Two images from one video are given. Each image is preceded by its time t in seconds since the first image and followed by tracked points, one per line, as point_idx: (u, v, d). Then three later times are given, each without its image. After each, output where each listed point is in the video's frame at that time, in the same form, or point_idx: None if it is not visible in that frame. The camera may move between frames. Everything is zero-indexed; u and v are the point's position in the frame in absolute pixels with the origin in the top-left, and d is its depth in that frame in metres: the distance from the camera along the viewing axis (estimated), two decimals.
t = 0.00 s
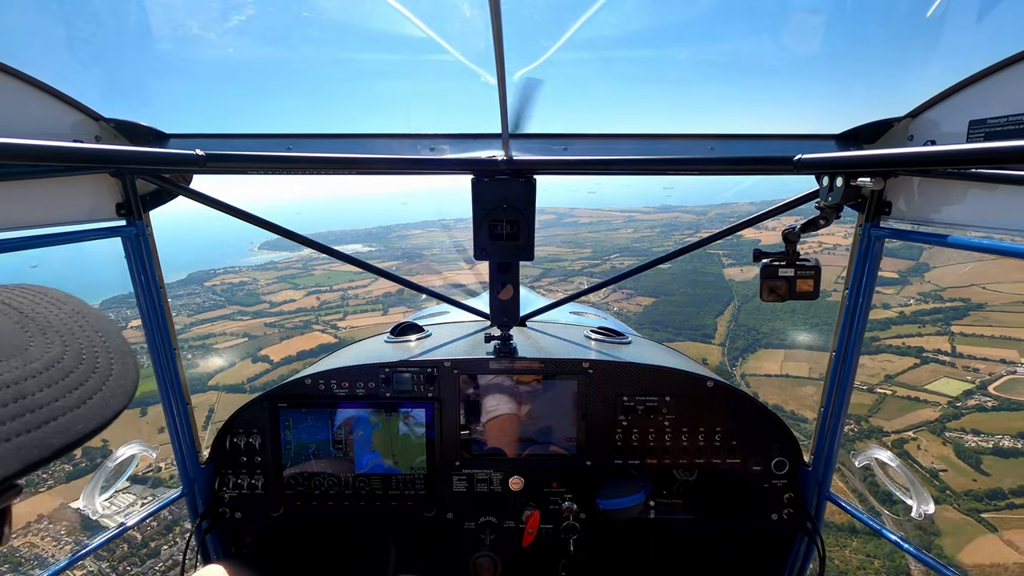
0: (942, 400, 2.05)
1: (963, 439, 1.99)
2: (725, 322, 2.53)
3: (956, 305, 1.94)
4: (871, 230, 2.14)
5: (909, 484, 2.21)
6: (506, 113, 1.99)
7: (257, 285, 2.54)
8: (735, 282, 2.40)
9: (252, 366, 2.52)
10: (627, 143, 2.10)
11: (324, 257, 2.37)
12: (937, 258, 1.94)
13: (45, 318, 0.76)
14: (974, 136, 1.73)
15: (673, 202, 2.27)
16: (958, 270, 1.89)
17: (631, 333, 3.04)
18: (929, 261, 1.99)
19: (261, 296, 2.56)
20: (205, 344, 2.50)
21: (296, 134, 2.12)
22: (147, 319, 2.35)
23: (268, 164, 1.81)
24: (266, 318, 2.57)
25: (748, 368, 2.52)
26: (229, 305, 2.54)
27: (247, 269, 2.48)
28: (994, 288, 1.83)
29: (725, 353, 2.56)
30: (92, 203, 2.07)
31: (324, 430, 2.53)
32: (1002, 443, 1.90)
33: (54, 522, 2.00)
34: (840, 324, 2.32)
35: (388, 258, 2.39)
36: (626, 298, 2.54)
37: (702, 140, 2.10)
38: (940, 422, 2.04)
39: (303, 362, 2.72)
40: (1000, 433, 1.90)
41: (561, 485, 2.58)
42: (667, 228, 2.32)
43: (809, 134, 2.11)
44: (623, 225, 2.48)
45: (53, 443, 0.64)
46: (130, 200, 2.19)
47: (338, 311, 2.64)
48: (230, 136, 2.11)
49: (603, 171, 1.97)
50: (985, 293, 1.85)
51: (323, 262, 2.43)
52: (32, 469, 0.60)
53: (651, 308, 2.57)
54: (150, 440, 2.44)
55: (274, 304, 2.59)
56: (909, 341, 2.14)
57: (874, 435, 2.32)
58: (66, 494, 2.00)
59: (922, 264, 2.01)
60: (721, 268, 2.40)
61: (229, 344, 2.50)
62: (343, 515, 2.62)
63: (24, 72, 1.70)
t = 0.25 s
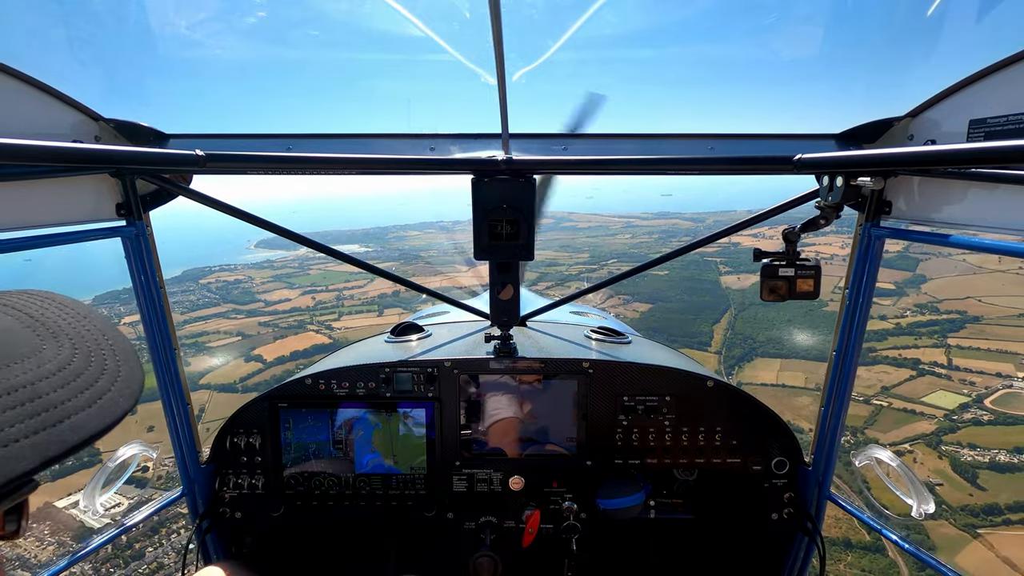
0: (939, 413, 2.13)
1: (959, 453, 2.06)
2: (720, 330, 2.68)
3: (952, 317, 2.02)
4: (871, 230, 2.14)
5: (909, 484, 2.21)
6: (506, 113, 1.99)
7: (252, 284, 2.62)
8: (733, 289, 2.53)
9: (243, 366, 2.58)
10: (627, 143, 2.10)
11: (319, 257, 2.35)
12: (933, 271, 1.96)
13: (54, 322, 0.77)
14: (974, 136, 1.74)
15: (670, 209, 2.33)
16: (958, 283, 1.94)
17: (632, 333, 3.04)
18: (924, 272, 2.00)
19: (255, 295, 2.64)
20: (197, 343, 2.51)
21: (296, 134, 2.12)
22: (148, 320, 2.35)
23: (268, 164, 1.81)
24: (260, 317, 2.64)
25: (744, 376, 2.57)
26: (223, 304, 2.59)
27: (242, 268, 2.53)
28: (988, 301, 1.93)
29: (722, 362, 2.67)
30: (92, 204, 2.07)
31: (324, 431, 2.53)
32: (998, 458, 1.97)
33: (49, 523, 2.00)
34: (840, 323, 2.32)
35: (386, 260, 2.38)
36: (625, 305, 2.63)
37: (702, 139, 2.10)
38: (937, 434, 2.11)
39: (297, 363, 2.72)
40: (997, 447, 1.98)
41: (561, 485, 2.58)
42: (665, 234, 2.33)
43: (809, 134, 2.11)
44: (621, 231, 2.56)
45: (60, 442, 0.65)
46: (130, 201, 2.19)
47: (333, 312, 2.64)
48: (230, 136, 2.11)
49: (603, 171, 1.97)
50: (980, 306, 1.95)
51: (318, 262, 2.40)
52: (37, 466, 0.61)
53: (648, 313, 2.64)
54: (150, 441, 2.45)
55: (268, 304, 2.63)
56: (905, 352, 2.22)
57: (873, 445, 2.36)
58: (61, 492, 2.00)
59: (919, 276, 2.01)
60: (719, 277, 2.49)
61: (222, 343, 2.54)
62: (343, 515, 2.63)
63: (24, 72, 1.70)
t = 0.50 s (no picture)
0: (932, 428, 2.11)
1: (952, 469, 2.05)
2: (717, 339, 2.62)
3: (946, 332, 2.02)
4: (871, 230, 2.14)
5: (909, 484, 2.20)
6: (506, 113, 1.99)
7: (246, 279, 2.52)
8: (730, 298, 2.43)
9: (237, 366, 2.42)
10: (627, 143, 2.10)
11: (314, 253, 2.35)
12: (928, 284, 2.00)
13: (134, 322, 0.74)
14: (974, 136, 1.73)
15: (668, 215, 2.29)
16: (950, 297, 1.97)
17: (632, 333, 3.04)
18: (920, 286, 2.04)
19: (249, 291, 2.55)
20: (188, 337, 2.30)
21: (296, 134, 2.12)
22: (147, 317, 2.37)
23: (268, 164, 1.81)
24: (253, 313, 2.54)
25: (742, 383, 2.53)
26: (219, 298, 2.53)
27: (237, 264, 2.47)
28: (984, 316, 1.93)
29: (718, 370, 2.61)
30: (92, 203, 2.07)
31: (324, 431, 2.53)
32: (993, 476, 1.94)
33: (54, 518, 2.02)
34: (841, 323, 2.32)
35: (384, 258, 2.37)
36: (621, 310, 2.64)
37: (702, 140, 2.10)
38: (931, 449, 2.10)
39: (290, 361, 2.65)
40: (990, 464, 1.95)
41: (561, 485, 2.58)
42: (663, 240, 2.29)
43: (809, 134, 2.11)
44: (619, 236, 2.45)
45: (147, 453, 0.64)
46: (130, 201, 2.19)
47: (328, 309, 2.62)
48: (230, 136, 2.11)
49: (603, 171, 1.97)
50: (975, 321, 1.95)
51: (313, 259, 2.40)
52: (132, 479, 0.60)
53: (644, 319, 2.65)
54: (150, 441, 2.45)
55: (262, 300, 2.55)
56: (900, 366, 2.20)
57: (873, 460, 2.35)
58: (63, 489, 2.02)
59: (914, 290, 2.06)
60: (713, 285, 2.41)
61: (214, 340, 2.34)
62: (343, 514, 2.62)
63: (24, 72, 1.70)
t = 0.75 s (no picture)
0: (923, 447, 2.11)
1: (941, 489, 2.07)
2: (710, 350, 2.62)
3: (938, 351, 2.03)
4: (870, 230, 2.14)
5: (909, 484, 2.18)
6: (506, 113, 1.99)
7: (240, 270, 2.52)
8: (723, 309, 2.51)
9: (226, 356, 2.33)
10: (627, 143, 2.10)
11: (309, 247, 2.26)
12: (924, 303, 2.06)
13: (241, 377, 0.86)
14: (974, 135, 1.73)
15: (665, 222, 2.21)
16: (941, 315, 2.04)
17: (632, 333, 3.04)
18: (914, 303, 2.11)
19: (243, 282, 2.54)
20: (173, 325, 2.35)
21: (296, 134, 2.12)
22: (145, 311, 2.38)
23: (268, 164, 1.81)
24: (245, 305, 2.47)
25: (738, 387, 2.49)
26: (209, 289, 2.50)
27: (231, 253, 2.44)
28: (975, 336, 1.96)
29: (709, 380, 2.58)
30: (92, 204, 2.07)
31: (324, 431, 2.54)
32: (980, 497, 1.97)
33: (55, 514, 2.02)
34: (841, 323, 2.32)
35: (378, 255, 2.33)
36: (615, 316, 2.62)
37: (702, 139, 2.10)
38: (921, 470, 2.11)
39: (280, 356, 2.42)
40: (978, 486, 1.97)
41: (561, 485, 2.58)
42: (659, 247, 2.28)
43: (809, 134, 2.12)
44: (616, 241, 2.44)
45: (240, 516, 0.70)
46: (130, 201, 2.19)
47: (321, 304, 2.61)
48: (230, 136, 2.11)
49: (603, 171, 1.97)
50: (967, 341, 1.97)
51: (308, 253, 2.33)
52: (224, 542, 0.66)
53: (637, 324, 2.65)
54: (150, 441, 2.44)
55: (256, 291, 2.54)
56: (893, 384, 2.20)
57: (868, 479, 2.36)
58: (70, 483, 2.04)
59: (908, 307, 2.12)
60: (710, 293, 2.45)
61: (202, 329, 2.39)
62: (342, 515, 2.62)
63: (24, 72, 1.70)
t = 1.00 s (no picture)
0: (915, 457, 2.16)
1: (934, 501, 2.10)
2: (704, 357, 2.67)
3: (933, 361, 2.05)
4: (870, 230, 2.14)
5: (909, 484, 2.19)
6: (506, 113, 1.99)
7: (234, 266, 2.41)
8: (718, 316, 2.49)
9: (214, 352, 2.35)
10: (627, 143, 2.10)
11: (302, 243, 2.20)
12: (918, 313, 2.13)
13: (274, 394, 0.87)
14: (974, 136, 1.73)
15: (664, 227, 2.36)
16: (933, 325, 2.10)
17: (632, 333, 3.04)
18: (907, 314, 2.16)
19: (236, 277, 2.43)
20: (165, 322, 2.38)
21: (296, 134, 2.12)
22: (145, 312, 2.37)
23: (268, 164, 1.81)
24: (238, 302, 2.44)
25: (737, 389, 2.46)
26: (203, 283, 2.44)
27: (225, 249, 2.36)
28: (968, 347, 2.02)
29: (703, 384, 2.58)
30: (92, 204, 2.07)
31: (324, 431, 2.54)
32: (973, 509, 2.01)
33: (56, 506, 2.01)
34: (840, 323, 2.32)
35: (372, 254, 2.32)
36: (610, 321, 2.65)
37: (702, 140, 2.10)
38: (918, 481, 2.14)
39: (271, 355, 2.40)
40: (971, 498, 2.02)
41: (561, 485, 2.58)
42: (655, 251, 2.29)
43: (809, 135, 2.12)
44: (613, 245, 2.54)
45: (273, 542, 0.70)
46: (130, 201, 2.19)
47: (315, 301, 2.50)
48: (229, 136, 2.11)
49: (603, 172, 1.97)
50: (959, 351, 2.03)
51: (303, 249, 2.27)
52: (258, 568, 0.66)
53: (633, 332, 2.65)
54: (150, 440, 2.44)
55: (249, 287, 2.43)
56: (885, 394, 2.26)
57: (864, 489, 2.38)
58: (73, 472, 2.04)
59: (902, 316, 2.16)
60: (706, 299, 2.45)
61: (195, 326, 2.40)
62: (342, 515, 2.61)
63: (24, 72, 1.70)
